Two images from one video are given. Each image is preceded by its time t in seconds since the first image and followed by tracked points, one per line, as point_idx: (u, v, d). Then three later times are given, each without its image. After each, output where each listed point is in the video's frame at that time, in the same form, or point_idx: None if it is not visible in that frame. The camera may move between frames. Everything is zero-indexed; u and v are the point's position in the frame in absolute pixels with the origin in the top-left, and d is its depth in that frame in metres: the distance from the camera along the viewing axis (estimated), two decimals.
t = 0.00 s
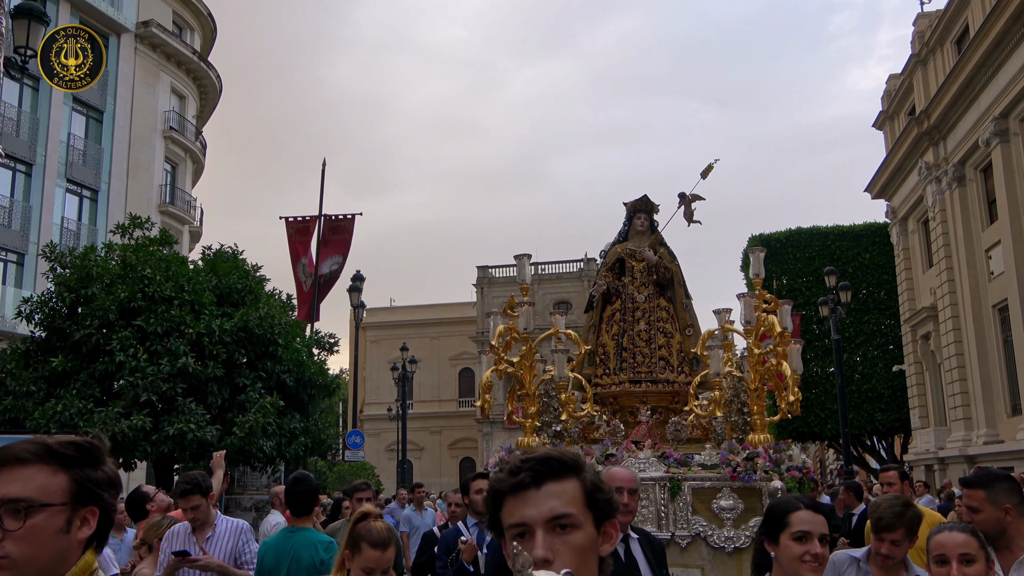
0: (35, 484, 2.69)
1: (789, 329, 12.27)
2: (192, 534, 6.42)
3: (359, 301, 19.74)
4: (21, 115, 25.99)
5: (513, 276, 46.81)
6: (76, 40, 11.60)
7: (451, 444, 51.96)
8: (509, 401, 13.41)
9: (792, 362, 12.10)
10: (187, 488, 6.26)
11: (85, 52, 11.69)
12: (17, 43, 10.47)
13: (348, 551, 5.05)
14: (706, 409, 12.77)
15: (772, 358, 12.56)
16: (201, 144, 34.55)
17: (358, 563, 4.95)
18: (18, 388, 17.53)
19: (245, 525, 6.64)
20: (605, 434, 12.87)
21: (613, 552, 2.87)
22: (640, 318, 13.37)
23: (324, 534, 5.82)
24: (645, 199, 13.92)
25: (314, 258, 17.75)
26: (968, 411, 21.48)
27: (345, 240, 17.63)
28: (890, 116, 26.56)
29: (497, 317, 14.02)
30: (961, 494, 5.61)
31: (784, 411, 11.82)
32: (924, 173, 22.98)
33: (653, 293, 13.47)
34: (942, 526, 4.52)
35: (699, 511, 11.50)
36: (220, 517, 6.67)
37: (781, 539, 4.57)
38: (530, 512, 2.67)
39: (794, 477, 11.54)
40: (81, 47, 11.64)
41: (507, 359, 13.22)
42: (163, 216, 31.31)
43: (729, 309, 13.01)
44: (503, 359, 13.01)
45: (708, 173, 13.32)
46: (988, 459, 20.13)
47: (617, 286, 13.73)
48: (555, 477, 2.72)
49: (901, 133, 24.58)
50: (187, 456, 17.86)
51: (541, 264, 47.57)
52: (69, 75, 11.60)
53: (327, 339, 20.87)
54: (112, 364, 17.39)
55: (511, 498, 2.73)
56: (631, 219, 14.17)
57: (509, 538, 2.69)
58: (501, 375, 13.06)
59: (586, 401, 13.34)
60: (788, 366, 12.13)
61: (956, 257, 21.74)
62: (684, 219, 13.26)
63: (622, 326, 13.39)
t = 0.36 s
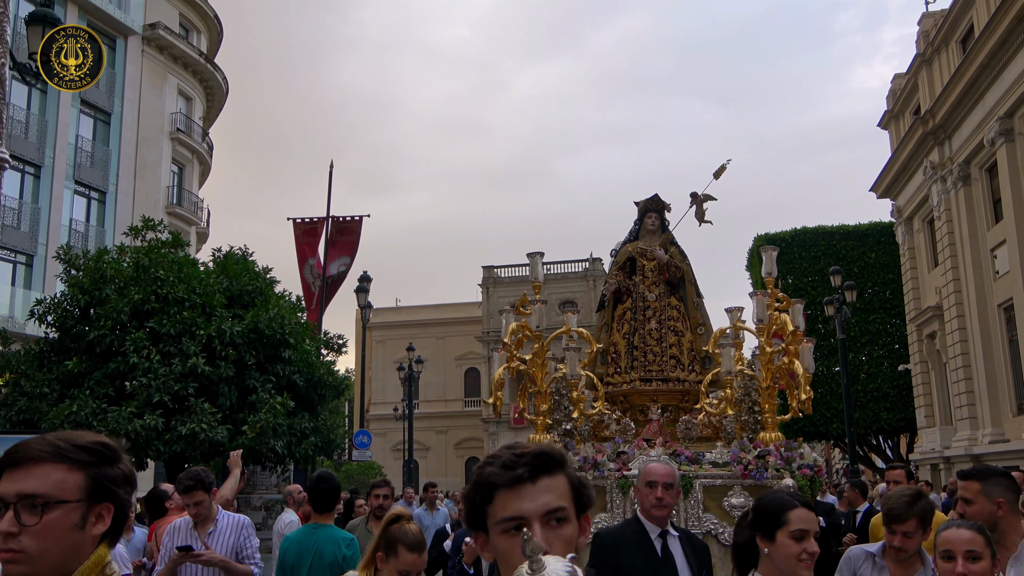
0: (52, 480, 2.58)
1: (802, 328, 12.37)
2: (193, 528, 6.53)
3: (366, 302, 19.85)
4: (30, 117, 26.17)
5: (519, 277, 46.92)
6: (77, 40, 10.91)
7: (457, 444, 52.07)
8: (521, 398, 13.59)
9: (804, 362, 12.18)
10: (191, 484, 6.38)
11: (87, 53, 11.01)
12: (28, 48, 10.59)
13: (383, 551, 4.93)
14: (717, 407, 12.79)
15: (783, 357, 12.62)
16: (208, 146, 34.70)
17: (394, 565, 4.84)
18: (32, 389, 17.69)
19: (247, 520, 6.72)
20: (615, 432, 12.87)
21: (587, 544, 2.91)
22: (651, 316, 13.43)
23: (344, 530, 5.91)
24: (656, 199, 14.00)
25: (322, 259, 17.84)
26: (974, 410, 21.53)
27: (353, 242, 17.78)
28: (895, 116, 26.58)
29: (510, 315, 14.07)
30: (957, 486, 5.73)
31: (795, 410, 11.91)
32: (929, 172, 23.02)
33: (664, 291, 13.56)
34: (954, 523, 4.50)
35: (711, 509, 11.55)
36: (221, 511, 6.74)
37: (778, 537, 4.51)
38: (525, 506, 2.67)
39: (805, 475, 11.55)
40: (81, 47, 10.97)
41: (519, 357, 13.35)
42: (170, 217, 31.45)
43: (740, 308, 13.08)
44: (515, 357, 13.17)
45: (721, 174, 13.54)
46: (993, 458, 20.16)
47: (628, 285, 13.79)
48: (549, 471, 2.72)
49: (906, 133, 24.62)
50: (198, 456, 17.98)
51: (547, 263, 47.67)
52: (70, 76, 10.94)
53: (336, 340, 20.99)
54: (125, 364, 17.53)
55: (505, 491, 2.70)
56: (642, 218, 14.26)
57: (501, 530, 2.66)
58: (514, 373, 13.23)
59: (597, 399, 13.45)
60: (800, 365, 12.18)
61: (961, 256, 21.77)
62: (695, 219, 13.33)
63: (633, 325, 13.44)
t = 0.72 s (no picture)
0: (81, 481, 2.69)
1: (801, 330, 12.50)
2: (200, 529, 6.63)
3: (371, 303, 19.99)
4: (38, 120, 26.37)
5: (523, 277, 47.04)
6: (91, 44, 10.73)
7: (461, 443, 52.18)
8: (522, 400, 13.65)
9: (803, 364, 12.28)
10: (199, 486, 6.44)
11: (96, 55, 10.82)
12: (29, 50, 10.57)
13: (391, 556, 4.82)
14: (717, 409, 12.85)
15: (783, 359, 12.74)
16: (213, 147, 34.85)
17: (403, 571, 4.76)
18: (44, 391, 17.89)
19: (253, 522, 6.83)
20: (618, 433, 13.05)
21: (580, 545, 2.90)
22: (651, 319, 13.54)
23: (363, 530, 6.07)
24: (657, 202, 14.12)
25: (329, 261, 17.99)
26: (977, 410, 21.57)
27: (359, 244, 17.91)
28: (899, 117, 26.64)
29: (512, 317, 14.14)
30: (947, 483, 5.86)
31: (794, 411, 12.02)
32: (933, 173, 23.10)
33: (665, 293, 13.63)
34: (967, 527, 4.53)
35: (711, 510, 11.84)
36: (228, 513, 6.85)
37: (774, 539, 4.61)
38: (558, 513, 2.53)
39: (805, 477, 11.65)
40: (81, 47, 10.79)
41: (520, 359, 13.45)
42: (176, 219, 31.61)
43: (740, 312, 13.17)
44: (517, 359, 13.26)
45: (722, 177, 13.60)
46: (996, 458, 20.20)
47: (628, 287, 13.92)
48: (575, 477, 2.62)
49: (909, 134, 24.68)
50: (208, 457, 18.14)
51: (551, 264, 47.77)
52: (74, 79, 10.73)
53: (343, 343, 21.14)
54: (136, 366, 17.73)
55: (536, 500, 2.53)
56: (642, 221, 14.36)
57: (530, 539, 2.50)
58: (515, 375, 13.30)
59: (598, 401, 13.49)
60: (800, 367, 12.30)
61: (964, 257, 21.84)
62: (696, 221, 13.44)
63: (634, 326, 13.53)
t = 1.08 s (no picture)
0: (138, 478, 2.83)
1: (797, 332, 12.63)
2: (215, 529, 6.77)
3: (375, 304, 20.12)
4: (44, 121, 26.53)
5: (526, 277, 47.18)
6: (64, 31, 7.81)
7: (464, 443, 52.31)
8: (522, 401, 13.74)
9: (801, 365, 12.46)
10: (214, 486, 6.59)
11: (90, 51, 7.31)
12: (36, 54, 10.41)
13: (376, 550, 4.93)
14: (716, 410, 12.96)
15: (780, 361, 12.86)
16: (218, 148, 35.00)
17: (385, 564, 4.86)
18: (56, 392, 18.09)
19: (264, 523, 6.97)
20: (617, 434, 13.13)
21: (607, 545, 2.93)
22: (650, 320, 13.67)
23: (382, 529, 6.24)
24: (656, 204, 14.23)
25: (334, 262, 18.11)
26: (978, 411, 21.66)
27: (364, 245, 18.10)
28: (901, 118, 26.72)
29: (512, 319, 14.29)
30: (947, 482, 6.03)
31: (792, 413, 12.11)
32: (934, 175, 23.19)
33: (663, 295, 13.79)
34: (982, 529, 4.50)
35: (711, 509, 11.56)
36: (241, 514, 6.99)
37: (772, 545, 4.73)
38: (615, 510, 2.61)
39: (802, 477, 11.84)
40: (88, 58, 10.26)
41: (521, 361, 13.58)
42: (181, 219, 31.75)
43: (738, 314, 13.29)
44: (517, 361, 13.40)
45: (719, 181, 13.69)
46: (997, 460, 20.31)
47: (627, 289, 14.03)
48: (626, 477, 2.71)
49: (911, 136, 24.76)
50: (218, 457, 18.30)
51: (554, 264, 47.89)
52: (66, 78, 7.04)
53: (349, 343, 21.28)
54: (147, 367, 17.93)
55: (599, 496, 2.58)
56: (641, 223, 14.46)
57: (590, 535, 2.53)
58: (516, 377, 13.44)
59: (598, 402, 13.61)
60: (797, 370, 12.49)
61: (965, 259, 21.93)
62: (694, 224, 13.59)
63: (633, 328, 13.67)
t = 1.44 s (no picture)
0: (144, 474, 2.94)
1: (800, 334, 12.86)
2: (217, 526, 6.89)
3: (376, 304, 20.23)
4: (45, 120, 26.61)
5: (524, 278, 47.30)
6: (79, 38, 7.39)
7: (462, 443, 52.40)
8: (524, 400, 13.80)
9: (801, 366, 12.65)
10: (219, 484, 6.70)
11: (90, 51, 7.36)
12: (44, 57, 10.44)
13: (356, 552, 5.05)
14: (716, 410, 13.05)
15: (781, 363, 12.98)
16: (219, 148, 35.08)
17: (368, 562, 4.98)
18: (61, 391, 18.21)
19: (267, 524, 7.05)
20: (617, 434, 13.20)
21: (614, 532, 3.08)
22: (652, 321, 13.78)
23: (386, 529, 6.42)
24: (658, 206, 14.31)
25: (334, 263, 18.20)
26: (974, 413, 21.80)
27: (364, 246, 18.13)
28: (899, 121, 26.85)
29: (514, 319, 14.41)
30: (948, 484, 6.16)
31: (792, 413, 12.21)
32: (932, 178, 23.31)
33: (665, 296, 13.89)
34: (973, 529, 4.60)
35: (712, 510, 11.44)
36: (244, 514, 7.09)
37: (774, 542, 4.86)
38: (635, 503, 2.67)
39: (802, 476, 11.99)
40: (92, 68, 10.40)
41: (524, 360, 13.62)
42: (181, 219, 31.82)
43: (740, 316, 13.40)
44: (520, 360, 13.43)
45: (721, 182, 13.77)
46: (993, 461, 20.47)
47: (629, 290, 14.15)
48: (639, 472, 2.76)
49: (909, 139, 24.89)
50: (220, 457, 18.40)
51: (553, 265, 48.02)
52: (65, 78, 7.14)
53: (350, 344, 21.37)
54: (151, 368, 18.07)
55: (621, 489, 2.63)
56: (643, 225, 14.54)
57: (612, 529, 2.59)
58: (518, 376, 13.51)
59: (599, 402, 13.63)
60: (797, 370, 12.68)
61: (962, 261, 22.06)
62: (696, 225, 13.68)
63: (635, 328, 13.78)
